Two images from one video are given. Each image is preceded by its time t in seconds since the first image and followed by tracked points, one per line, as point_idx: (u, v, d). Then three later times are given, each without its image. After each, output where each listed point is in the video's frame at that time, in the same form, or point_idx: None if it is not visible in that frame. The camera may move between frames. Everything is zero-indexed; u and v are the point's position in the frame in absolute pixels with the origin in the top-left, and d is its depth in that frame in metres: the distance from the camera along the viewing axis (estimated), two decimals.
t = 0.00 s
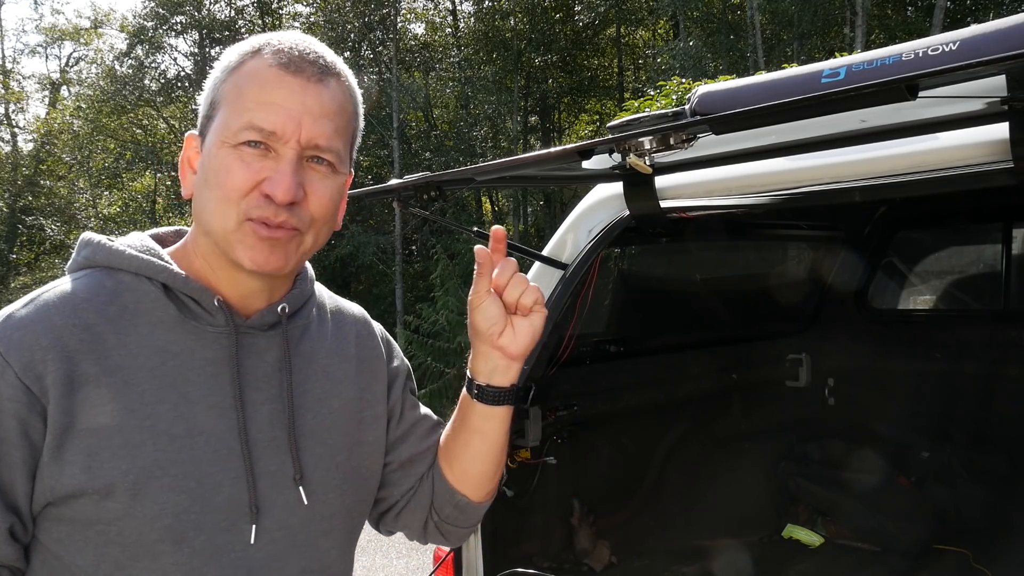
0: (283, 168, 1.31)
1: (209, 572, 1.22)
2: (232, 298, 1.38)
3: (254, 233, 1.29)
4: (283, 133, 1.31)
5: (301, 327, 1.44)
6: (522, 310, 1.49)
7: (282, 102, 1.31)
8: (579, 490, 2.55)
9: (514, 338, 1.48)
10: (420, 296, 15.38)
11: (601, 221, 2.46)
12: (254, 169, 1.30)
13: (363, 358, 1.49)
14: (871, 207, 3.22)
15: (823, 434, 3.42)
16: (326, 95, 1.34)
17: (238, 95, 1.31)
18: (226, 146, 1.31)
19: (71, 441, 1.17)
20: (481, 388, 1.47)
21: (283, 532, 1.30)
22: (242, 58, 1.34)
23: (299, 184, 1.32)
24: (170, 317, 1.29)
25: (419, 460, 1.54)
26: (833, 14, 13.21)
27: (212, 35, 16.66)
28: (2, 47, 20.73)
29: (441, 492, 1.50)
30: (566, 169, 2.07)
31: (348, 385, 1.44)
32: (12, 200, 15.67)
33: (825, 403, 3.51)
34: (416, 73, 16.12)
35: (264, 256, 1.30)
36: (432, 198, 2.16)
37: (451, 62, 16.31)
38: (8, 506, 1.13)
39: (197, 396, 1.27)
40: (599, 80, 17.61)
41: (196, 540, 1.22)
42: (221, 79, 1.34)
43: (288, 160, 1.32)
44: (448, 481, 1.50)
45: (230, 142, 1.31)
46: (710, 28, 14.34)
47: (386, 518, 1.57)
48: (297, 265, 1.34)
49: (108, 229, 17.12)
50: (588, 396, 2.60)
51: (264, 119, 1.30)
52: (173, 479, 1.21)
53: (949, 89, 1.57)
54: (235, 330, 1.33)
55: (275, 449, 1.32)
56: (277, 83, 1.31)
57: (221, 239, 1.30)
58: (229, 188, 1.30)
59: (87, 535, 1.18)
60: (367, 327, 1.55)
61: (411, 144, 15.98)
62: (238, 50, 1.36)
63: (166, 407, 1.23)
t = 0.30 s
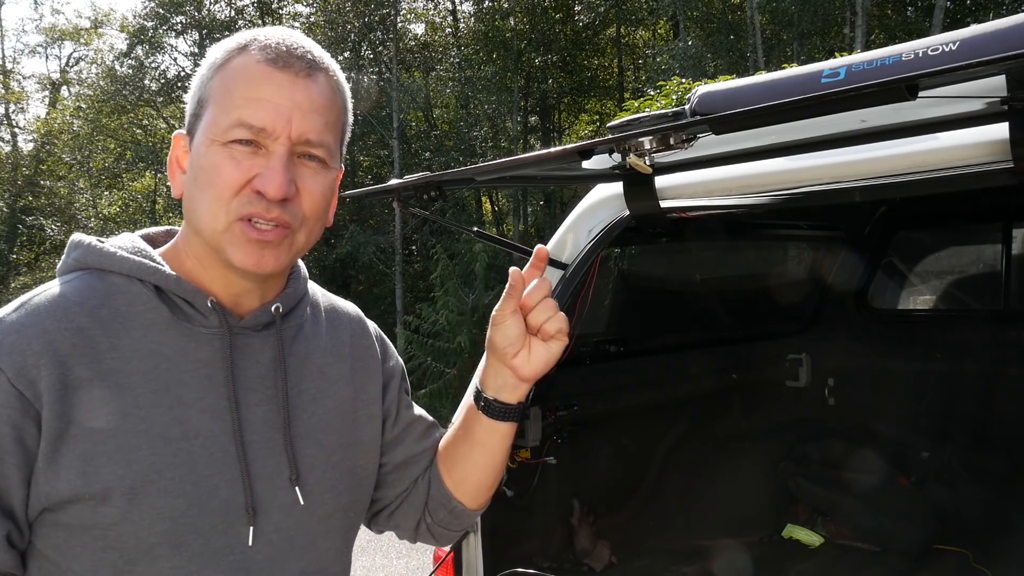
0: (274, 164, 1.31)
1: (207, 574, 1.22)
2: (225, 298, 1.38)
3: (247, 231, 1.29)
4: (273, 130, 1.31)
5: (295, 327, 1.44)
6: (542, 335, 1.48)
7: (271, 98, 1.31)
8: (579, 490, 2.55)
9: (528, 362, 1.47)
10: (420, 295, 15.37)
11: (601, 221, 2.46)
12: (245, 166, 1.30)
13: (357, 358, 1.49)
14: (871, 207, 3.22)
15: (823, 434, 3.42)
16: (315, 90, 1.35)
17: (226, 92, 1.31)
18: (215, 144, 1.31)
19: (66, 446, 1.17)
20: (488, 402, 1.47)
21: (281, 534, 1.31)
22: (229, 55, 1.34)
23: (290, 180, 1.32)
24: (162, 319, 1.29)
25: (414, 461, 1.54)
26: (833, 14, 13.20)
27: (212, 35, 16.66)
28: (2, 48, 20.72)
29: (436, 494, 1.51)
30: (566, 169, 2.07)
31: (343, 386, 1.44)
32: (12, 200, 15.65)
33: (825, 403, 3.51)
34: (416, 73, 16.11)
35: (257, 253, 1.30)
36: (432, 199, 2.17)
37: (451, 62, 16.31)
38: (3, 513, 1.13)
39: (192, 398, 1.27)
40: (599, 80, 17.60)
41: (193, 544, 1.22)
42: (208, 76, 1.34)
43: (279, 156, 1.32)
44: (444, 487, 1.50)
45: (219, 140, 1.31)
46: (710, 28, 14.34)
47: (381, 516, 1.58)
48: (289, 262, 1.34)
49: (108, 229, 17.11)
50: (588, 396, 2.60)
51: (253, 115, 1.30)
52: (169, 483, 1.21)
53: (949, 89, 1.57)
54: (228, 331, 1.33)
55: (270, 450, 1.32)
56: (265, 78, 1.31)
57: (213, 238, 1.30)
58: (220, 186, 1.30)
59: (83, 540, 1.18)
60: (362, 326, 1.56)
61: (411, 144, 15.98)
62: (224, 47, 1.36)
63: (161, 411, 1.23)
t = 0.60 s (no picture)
0: (265, 159, 1.31)
1: (208, 572, 1.22)
2: (218, 295, 1.38)
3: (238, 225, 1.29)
4: (264, 125, 1.32)
5: (290, 322, 1.44)
6: (543, 332, 1.46)
7: (261, 92, 1.31)
8: (579, 490, 2.55)
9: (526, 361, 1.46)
10: (420, 295, 15.36)
11: (601, 221, 2.46)
12: (235, 161, 1.30)
13: (352, 353, 1.49)
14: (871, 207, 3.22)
15: (823, 434, 3.42)
16: (306, 84, 1.35)
17: (216, 88, 1.31)
18: (205, 139, 1.31)
19: (64, 445, 1.17)
20: (489, 396, 1.48)
21: (282, 530, 1.31)
22: (219, 50, 1.34)
23: (281, 175, 1.32)
24: (157, 316, 1.29)
25: (411, 458, 1.54)
26: (833, 14, 13.19)
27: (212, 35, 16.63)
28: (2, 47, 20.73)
29: (436, 488, 1.52)
30: (566, 169, 2.08)
31: (339, 381, 1.44)
32: (12, 200, 15.61)
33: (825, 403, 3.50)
34: (416, 73, 16.12)
35: (248, 247, 1.30)
36: (432, 199, 2.17)
37: (451, 62, 16.32)
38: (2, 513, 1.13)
39: (189, 396, 1.27)
40: (599, 80, 17.60)
41: (193, 541, 1.22)
42: (198, 71, 1.34)
43: (269, 151, 1.32)
44: (443, 483, 1.51)
45: (210, 135, 1.31)
46: (710, 28, 14.34)
47: (379, 513, 1.59)
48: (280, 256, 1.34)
49: (108, 229, 17.11)
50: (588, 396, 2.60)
51: (244, 110, 1.30)
52: (168, 480, 1.21)
53: (949, 89, 1.57)
54: (223, 328, 1.33)
55: (268, 447, 1.32)
56: (256, 73, 1.31)
57: (205, 232, 1.30)
58: (210, 181, 1.30)
59: (83, 539, 1.18)
60: (358, 321, 1.56)
61: (411, 144, 16.06)
62: (214, 42, 1.36)
63: (157, 408, 1.24)
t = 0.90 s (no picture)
0: (264, 154, 1.31)
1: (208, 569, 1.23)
2: (219, 290, 1.38)
3: (237, 219, 1.29)
4: (264, 120, 1.31)
5: (290, 318, 1.45)
6: (524, 303, 1.46)
7: (262, 88, 1.31)
8: (580, 490, 2.55)
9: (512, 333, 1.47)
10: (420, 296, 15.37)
11: (602, 220, 2.46)
12: (235, 156, 1.30)
13: (351, 348, 1.50)
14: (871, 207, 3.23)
15: (823, 434, 3.43)
16: (307, 82, 1.35)
17: (218, 83, 1.32)
18: (206, 134, 1.31)
19: (70, 434, 1.16)
20: (482, 377, 1.47)
21: (283, 525, 1.31)
22: (222, 47, 1.34)
23: (281, 171, 1.32)
24: (159, 311, 1.29)
25: (414, 451, 1.55)
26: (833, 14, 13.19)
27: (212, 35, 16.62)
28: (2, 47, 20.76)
29: (444, 476, 1.52)
30: (565, 169, 2.08)
31: (340, 377, 1.44)
32: (12, 199, 15.86)
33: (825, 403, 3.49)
34: (416, 73, 16.13)
35: (246, 241, 1.30)
36: (432, 199, 2.16)
37: (451, 62, 16.33)
38: (11, 502, 1.11)
39: (191, 389, 1.27)
40: (599, 80, 17.60)
41: (197, 536, 1.22)
42: (200, 67, 1.35)
43: (270, 146, 1.32)
44: (451, 468, 1.52)
45: (210, 129, 1.31)
46: (710, 28, 14.34)
47: (393, 503, 1.61)
48: (278, 252, 1.34)
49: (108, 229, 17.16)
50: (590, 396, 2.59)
51: (245, 105, 1.30)
52: (172, 473, 1.21)
53: (949, 89, 1.57)
54: (224, 323, 1.33)
55: (270, 441, 1.32)
56: (258, 69, 1.32)
57: (203, 227, 1.30)
58: (211, 176, 1.30)
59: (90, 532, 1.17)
60: (357, 318, 1.56)
61: (411, 145, 16.11)
62: (217, 39, 1.37)
63: (161, 402, 1.23)
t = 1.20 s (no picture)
0: (291, 159, 1.31)
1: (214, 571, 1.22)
2: (236, 294, 1.38)
3: (263, 222, 1.29)
4: (293, 125, 1.32)
5: (304, 323, 1.44)
6: (537, 302, 1.48)
7: (292, 93, 1.32)
8: (580, 490, 2.55)
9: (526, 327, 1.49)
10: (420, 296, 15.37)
11: (601, 220, 2.46)
12: (262, 159, 1.30)
13: (363, 352, 1.50)
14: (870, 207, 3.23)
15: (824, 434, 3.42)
16: (336, 89, 1.36)
17: (247, 86, 1.32)
18: (233, 137, 1.31)
19: (76, 440, 1.17)
20: (503, 367, 1.49)
21: (289, 532, 1.30)
22: (252, 51, 1.35)
23: (307, 176, 1.32)
24: (173, 314, 1.29)
25: (430, 447, 1.55)
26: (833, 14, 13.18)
27: (212, 35, 16.59)
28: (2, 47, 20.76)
29: (465, 469, 1.54)
30: (565, 169, 2.08)
31: (350, 381, 1.44)
32: (12, 200, 15.77)
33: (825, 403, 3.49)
34: (416, 73, 16.11)
35: (271, 245, 1.29)
36: (432, 199, 2.17)
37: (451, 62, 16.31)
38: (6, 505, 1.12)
39: (201, 394, 1.26)
40: (599, 80, 17.60)
41: (203, 541, 1.22)
42: (229, 71, 1.35)
43: (297, 151, 1.32)
44: (473, 461, 1.53)
45: (238, 132, 1.31)
46: (710, 28, 14.34)
47: (411, 502, 1.60)
48: (301, 258, 1.33)
49: (108, 229, 17.17)
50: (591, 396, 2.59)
51: (274, 109, 1.31)
52: (179, 478, 1.21)
53: (950, 89, 1.57)
54: (238, 327, 1.33)
55: (279, 447, 1.32)
56: (288, 74, 1.32)
57: (227, 229, 1.29)
58: (237, 179, 1.29)
59: (91, 535, 1.18)
60: (368, 320, 1.56)
61: (411, 145, 15.93)
62: (246, 44, 1.37)
63: (171, 406, 1.23)
